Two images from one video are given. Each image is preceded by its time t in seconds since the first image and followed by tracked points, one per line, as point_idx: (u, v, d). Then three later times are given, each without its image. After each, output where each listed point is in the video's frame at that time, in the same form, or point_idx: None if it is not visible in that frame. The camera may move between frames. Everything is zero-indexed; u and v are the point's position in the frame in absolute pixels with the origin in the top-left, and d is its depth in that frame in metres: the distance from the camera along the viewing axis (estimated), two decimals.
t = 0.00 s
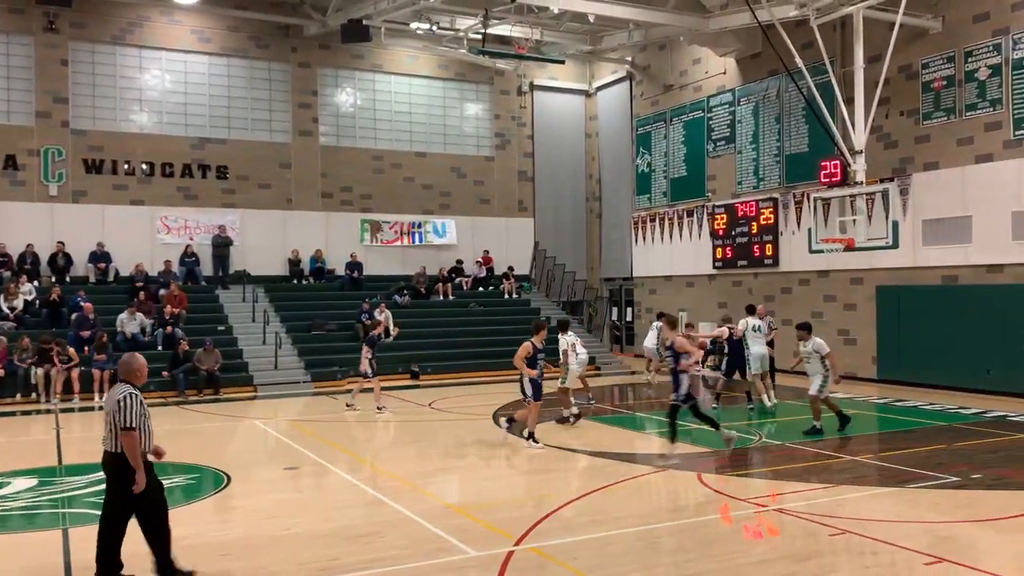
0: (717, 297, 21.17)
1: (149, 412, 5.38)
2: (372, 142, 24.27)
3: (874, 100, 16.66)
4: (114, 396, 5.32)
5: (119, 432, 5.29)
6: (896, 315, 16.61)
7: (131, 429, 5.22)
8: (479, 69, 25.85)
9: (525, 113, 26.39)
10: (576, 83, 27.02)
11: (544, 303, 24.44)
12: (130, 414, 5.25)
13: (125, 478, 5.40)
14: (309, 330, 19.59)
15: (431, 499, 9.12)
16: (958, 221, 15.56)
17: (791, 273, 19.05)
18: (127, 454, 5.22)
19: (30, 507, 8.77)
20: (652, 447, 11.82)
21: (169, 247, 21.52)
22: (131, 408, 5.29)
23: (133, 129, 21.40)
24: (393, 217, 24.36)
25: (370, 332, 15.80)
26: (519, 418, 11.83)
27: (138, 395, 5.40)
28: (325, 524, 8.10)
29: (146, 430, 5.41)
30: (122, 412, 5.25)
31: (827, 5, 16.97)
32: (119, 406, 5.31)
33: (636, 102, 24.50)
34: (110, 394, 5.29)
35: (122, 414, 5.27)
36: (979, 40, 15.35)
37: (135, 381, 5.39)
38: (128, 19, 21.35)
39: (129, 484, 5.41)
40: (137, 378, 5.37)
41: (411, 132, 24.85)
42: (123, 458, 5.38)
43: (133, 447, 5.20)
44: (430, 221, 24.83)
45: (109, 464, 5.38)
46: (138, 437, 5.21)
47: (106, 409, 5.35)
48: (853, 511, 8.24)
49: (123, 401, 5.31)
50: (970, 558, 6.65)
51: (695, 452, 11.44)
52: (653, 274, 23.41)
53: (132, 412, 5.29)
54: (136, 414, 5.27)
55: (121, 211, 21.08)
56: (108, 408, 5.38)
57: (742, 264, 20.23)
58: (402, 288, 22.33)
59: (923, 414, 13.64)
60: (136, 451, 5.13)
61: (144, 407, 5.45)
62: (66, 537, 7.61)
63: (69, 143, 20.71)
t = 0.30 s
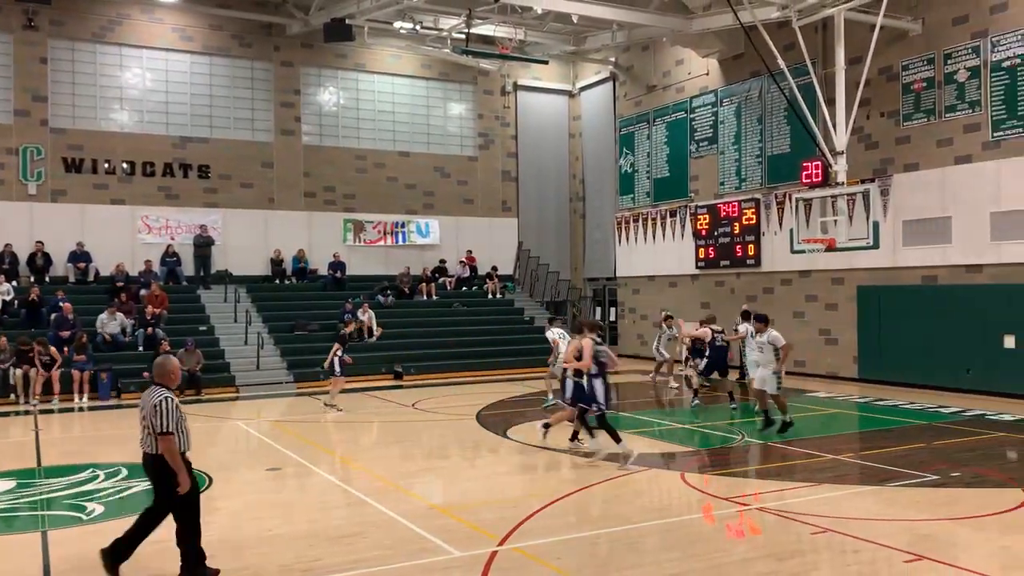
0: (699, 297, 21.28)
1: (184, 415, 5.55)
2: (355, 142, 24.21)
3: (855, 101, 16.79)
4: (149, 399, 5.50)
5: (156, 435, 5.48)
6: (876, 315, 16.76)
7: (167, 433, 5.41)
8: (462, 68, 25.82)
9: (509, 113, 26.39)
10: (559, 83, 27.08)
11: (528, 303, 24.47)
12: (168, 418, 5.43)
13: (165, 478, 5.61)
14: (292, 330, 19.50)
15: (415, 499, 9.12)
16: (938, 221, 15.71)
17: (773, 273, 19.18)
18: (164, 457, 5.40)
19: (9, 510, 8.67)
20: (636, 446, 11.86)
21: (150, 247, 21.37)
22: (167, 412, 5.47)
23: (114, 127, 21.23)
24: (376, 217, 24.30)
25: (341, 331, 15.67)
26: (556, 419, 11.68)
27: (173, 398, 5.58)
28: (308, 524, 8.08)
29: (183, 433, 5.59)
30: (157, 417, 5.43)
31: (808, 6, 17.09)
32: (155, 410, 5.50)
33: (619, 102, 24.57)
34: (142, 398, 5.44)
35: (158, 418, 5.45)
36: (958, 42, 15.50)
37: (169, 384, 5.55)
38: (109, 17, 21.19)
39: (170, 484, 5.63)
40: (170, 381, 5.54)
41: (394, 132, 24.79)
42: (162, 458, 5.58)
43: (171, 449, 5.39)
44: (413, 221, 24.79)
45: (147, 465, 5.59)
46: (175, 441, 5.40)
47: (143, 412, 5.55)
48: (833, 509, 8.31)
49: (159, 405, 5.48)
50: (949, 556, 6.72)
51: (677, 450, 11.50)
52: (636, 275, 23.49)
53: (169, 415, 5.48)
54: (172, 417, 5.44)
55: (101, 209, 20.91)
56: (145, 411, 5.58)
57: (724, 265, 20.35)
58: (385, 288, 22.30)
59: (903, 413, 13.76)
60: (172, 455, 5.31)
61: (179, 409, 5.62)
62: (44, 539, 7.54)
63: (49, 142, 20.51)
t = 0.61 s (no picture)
0: (682, 297, 21.37)
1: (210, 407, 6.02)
2: (338, 141, 24.13)
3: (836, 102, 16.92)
4: (178, 395, 5.91)
5: (188, 428, 5.90)
6: (858, 314, 16.89)
7: (204, 423, 5.85)
8: (446, 68, 25.79)
9: (493, 112, 26.38)
10: (543, 83, 27.14)
11: (511, 302, 24.48)
12: (202, 411, 5.88)
13: (194, 468, 6.02)
14: (275, 330, 19.43)
15: (399, 499, 9.11)
16: (918, 221, 15.86)
17: (755, 272, 19.29)
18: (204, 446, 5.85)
19: None
20: (619, 445, 11.90)
21: (131, 247, 21.21)
22: (197, 405, 5.93)
23: (95, 125, 21.06)
24: (359, 216, 24.23)
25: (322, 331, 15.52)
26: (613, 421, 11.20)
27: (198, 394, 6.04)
28: (291, 525, 8.05)
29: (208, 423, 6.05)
30: (193, 410, 5.87)
31: (789, 8, 17.20)
32: (185, 405, 5.94)
33: (603, 102, 24.63)
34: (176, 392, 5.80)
35: (190, 411, 5.88)
36: (938, 44, 15.65)
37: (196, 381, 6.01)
38: (89, 14, 21.01)
39: (201, 472, 6.06)
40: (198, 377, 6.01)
41: (378, 131, 24.74)
42: (192, 450, 5.99)
43: (211, 438, 5.87)
44: (397, 220, 24.74)
45: (174, 459, 5.95)
46: (214, 429, 5.88)
47: (171, 409, 5.95)
48: (815, 507, 8.37)
49: (187, 400, 5.92)
50: (928, 553, 6.79)
51: (659, 449, 11.55)
52: (619, 274, 23.55)
53: (199, 408, 5.93)
54: (204, 410, 5.91)
55: (81, 208, 20.73)
56: (171, 407, 5.97)
57: (707, 264, 20.45)
58: (369, 288, 22.26)
59: (885, 411, 13.87)
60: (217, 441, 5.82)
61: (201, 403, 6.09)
62: (23, 541, 7.47)
63: (28, 140, 20.31)
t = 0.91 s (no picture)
0: (664, 296, 21.47)
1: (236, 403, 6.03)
2: (320, 139, 24.03)
3: (818, 102, 17.03)
4: (204, 392, 5.91)
5: (214, 424, 5.91)
6: (840, 313, 17.01)
7: (229, 421, 5.86)
8: (429, 66, 25.73)
9: (477, 111, 26.35)
10: (527, 82, 27.19)
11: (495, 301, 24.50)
12: (227, 408, 5.88)
13: (221, 464, 6.07)
14: (257, 329, 19.34)
15: (383, 498, 9.08)
16: (899, 221, 16.00)
17: (737, 272, 19.41)
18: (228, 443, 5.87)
19: None
20: (603, 443, 11.93)
21: (111, 246, 21.05)
22: (223, 402, 5.92)
23: (75, 123, 20.85)
24: (343, 215, 24.16)
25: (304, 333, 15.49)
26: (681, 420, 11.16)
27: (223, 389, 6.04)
28: (274, 524, 8.02)
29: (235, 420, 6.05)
30: (218, 407, 5.88)
31: (771, 8, 17.30)
32: (212, 402, 5.93)
33: (586, 101, 24.66)
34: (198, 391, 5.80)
35: (216, 407, 5.89)
36: (918, 45, 15.79)
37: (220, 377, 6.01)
38: (69, 10, 20.81)
39: (227, 469, 6.09)
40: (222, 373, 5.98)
41: (361, 129, 24.66)
42: (219, 447, 6.01)
43: (235, 435, 5.87)
44: (380, 219, 24.70)
45: (200, 455, 6.00)
46: (239, 427, 5.88)
47: (196, 405, 5.94)
48: (797, 505, 8.42)
49: (213, 396, 5.92)
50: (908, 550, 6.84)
51: (643, 447, 11.59)
52: (603, 273, 23.61)
53: (224, 405, 5.93)
54: (229, 407, 5.91)
55: (60, 207, 20.55)
56: (196, 403, 5.97)
57: (690, 264, 20.54)
58: (352, 287, 22.22)
59: (867, 410, 13.98)
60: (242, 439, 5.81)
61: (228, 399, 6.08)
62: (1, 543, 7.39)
63: (6, 138, 20.08)
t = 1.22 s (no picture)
0: (645, 295, 21.58)
1: (255, 399, 6.08)
2: (301, 137, 23.93)
3: (797, 103, 17.17)
4: (221, 387, 5.98)
5: (230, 419, 5.99)
6: (818, 312, 17.18)
7: (242, 416, 5.92)
8: (410, 65, 25.68)
9: (458, 110, 26.35)
10: (508, 81, 27.21)
11: (476, 300, 24.52)
12: (240, 405, 5.92)
13: (239, 457, 6.17)
14: (237, 328, 19.23)
15: (363, 498, 9.07)
16: (877, 221, 16.17)
17: (717, 271, 19.54)
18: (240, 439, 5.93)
19: None
20: (584, 442, 11.98)
21: (88, 245, 20.85)
22: (239, 397, 5.96)
23: (51, 120, 20.63)
24: (323, 214, 24.08)
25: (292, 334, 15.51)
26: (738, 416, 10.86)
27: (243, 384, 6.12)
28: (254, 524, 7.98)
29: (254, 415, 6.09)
30: (233, 403, 5.94)
31: (751, 9, 17.41)
32: (229, 396, 6.00)
33: (568, 101, 24.72)
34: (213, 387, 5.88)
35: (232, 403, 5.97)
36: (895, 47, 15.95)
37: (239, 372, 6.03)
38: (46, 6, 20.58)
39: (244, 463, 6.19)
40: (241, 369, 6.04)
41: (341, 128, 24.58)
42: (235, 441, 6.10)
43: (245, 433, 5.91)
44: (361, 218, 24.63)
45: (219, 448, 6.12)
46: (251, 424, 5.93)
47: (216, 399, 6.04)
48: (775, 503, 8.49)
49: (230, 392, 5.97)
50: (885, 546, 6.92)
51: (623, 446, 11.66)
52: (585, 273, 23.69)
53: (240, 400, 5.97)
54: (245, 403, 5.94)
55: (36, 205, 20.31)
56: (216, 396, 6.08)
57: (671, 263, 20.65)
58: (333, 286, 22.16)
59: (845, 408, 14.13)
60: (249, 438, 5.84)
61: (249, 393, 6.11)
62: None
63: None
